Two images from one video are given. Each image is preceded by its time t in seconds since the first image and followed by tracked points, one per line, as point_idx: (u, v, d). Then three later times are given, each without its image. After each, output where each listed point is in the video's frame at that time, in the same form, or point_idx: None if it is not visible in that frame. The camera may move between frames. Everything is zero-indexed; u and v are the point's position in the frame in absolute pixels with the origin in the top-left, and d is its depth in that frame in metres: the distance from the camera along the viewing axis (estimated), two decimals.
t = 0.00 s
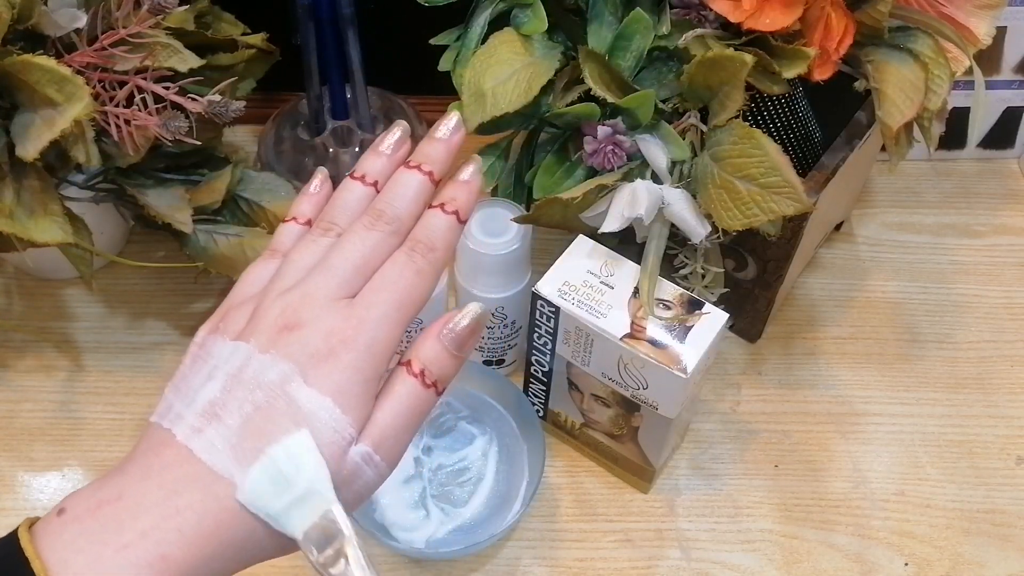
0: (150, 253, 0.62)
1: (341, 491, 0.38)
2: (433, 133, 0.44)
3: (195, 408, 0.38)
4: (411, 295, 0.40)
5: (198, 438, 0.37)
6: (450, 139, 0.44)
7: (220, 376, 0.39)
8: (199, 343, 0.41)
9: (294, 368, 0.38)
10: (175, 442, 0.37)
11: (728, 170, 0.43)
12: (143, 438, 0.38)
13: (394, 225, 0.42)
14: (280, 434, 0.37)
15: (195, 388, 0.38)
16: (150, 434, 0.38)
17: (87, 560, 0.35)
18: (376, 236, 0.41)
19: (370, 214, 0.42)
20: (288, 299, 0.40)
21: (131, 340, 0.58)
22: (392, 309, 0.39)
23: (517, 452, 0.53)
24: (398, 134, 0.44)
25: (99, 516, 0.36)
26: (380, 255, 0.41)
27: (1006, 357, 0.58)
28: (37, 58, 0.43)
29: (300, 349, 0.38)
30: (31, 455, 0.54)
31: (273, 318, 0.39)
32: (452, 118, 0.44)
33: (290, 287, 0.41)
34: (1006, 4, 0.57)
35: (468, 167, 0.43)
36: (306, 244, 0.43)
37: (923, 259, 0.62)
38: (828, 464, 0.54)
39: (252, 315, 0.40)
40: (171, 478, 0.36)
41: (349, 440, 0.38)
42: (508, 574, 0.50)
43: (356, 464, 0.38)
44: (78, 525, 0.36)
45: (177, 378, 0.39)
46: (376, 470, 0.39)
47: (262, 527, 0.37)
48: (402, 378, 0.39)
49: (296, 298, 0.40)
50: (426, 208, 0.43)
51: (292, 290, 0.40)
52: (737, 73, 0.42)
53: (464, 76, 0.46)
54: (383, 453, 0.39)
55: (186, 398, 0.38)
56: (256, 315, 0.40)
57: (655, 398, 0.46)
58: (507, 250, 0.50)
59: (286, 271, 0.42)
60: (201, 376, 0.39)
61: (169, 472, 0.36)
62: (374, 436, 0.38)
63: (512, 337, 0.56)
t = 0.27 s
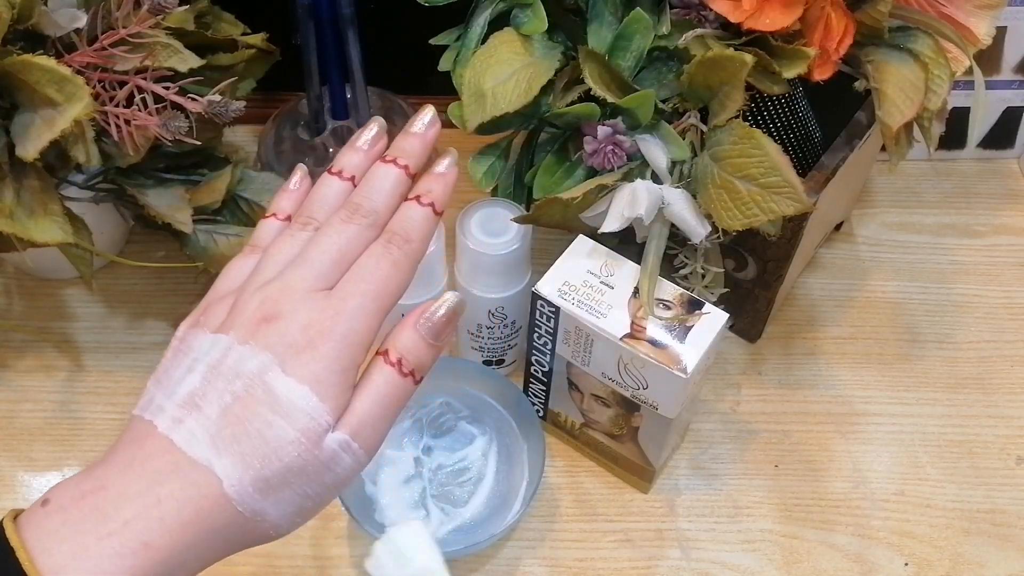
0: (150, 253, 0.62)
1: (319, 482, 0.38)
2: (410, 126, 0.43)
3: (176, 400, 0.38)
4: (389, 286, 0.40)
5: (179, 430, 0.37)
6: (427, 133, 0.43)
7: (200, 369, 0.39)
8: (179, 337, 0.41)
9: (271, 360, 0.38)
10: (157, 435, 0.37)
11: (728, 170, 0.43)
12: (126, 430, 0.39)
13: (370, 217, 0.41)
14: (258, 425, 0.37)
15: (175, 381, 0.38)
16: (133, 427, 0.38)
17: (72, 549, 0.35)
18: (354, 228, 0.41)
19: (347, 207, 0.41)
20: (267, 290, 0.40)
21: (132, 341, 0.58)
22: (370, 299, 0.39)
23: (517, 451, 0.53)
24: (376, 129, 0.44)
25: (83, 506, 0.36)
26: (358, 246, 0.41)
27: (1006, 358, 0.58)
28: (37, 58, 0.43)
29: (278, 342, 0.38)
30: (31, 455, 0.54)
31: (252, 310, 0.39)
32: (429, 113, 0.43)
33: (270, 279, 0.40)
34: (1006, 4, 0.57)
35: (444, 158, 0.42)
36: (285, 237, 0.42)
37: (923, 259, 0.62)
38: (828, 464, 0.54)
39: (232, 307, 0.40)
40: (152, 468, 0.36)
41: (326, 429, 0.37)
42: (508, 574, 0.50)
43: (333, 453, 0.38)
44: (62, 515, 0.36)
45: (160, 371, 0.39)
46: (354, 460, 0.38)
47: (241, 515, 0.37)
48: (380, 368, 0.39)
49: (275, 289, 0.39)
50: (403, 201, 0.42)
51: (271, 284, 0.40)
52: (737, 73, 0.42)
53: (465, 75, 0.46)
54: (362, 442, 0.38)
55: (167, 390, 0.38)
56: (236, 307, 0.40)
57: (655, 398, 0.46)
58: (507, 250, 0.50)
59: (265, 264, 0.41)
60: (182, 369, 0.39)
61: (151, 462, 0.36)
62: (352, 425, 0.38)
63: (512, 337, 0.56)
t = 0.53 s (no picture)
0: (150, 253, 0.62)
1: (269, 516, 0.41)
2: (406, 163, 0.42)
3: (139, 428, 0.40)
4: (361, 337, 0.41)
5: (140, 460, 0.39)
6: (423, 176, 0.42)
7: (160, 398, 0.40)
8: (134, 337, 0.41)
9: (242, 409, 0.39)
10: (117, 460, 0.39)
11: (728, 170, 0.43)
12: (82, 440, 0.40)
13: (351, 260, 0.41)
14: (220, 470, 0.39)
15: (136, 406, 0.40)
16: (90, 439, 0.40)
17: (31, 569, 0.37)
18: (335, 270, 0.41)
19: (330, 243, 0.41)
20: (240, 324, 0.40)
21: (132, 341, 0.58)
22: (342, 353, 0.40)
23: (518, 451, 0.53)
24: (370, 152, 0.43)
25: (40, 525, 0.38)
26: (336, 288, 0.41)
27: (1006, 357, 0.58)
28: (37, 58, 0.43)
29: (249, 389, 0.39)
30: (31, 455, 0.54)
31: (224, 344, 0.40)
32: (429, 154, 0.42)
33: (241, 310, 0.41)
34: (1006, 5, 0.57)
35: (432, 203, 0.42)
36: (258, 255, 0.42)
37: (923, 259, 0.62)
38: (828, 465, 0.54)
39: (200, 332, 0.41)
40: (112, 498, 0.38)
41: (283, 478, 0.40)
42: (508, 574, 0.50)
43: (286, 496, 0.40)
44: (19, 533, 0.38)
45: (115, 381, 0.41)
46: (303, 498, 0.41)
47: (194, 541, 0.40)
48: (340, 418, 0.41)
49: (249, 327, 0.40)
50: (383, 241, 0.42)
51: (244, 316, 0.41)
52: (737, 73, 0.42)
53: (465, 76, 0.46)
54: (313, 485, 0.41)
55: (131, 413, 0.40)
56: (205, 336, 0.41)
57: (655, 398, 0.46)
58: (507, 250, 0.50)
59: (235, 284, 0.41)
60: (143, 392, 0.40)
61: (107, 488, 0.39)
62: (307, 472, 0.41)
63: (512, 337, 0.56)
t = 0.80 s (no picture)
0: (150, 253, 0.62)
1: None
2: (333, 242, 0.45)
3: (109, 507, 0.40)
4: (306, 402, 0.43)
5: (114, 538, 0.40)
6: (349, 250, 0.44)
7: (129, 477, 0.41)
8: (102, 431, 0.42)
9: (204, 478, 0.41)
10: (91, 540, 0.40)
11: (728, 170, 0.43)
12: (56, 528, 0.40)
13: (293, 332, 0.43)
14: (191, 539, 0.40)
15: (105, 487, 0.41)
16: (63, 526, 0.40)
17: None
18: (277, 344, 0.43)
19: (271, 320, 0.43)
20: (195, 404, 0.42)
21: (132, 340, 0.58)
22: (291, 419, 0.42)
23: (518, 451, 0.53)
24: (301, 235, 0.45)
25: None
26: (278, 361, 0.43)
27: (1006, 357, 0.58)
28: (37, 58, 0.43)
29: (209, 461, 0.41)
30: (31, 455, 0.54)
31: (182, 424, 0.42)
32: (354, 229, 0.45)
33: (196, 391, 0.43)
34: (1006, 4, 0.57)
35: (365, 273, 0.45)
36: (207, 339, 0.44)
37: (924, 259, 0.62)
38: (828, 465, 0.54)
39: (159, 415, 0.42)
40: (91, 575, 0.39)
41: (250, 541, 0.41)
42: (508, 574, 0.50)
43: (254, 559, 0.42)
44: None
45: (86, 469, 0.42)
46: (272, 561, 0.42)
47: None
48: (294, 478, 0.43)
49: (203, 406, 0.42)
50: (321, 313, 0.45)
51: (199, 396, 0.42)
52: (737, 73, 0.42)
53: (464, 76, 0.46)
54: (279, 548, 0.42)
55: (99, 495, 0.41)
56: (164, 419, 0.42)
57: (655, 398, 0.46)
58: (507, 250, 0.50)
59: (189, 367, 0.43)
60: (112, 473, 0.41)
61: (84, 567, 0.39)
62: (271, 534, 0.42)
63: (511, 337, 0.56)
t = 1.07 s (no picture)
0: (150, 253, 0.62)
1: None
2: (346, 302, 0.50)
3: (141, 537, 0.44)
4: (322, 446, 0.47)
5: (145, 565, 0.43)
6: (359, 311, 0.50)
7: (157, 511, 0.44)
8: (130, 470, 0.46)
9: (229, 512, 0.44)
10: (124, 568, 0.43)
11: (728, 170, 0.43)
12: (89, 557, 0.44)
13: (308, 383, 0.48)
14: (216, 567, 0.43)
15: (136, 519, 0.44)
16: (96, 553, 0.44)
17: None
18: (295, 393, 0.48)
19: (290, 372, 0.48)
20: (220, 446, 0.46)
21: (132, 340, 0.58)
22: (308, 461, 0.47)
23: (518, 451, 0.53)
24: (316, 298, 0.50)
25: None
26: (295, 410, 0.48)
27: (1006, 357, 0.58)
28: (37, 58, 0.43)
29: (233, 497, 0.45)
30: (31, 455, 0.54)
31: (208, 464, 0.46)
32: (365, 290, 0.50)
33: (221, 434, 0.47)
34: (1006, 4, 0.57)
35: (372, 332, 0.50)
36: (231, 390, 0.48)
37: (924, 259, 0.62)
38: (828, 465, 0.54)
39: (187, 455, 0.46)
40: None
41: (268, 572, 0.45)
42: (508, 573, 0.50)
43: None
44: None
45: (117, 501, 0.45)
46: None
47: None
48: (308, 515, 0.47)
49: (229, 447, 0.46)
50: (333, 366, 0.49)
51: (223, 439, 0.47)
52: (737, 73, 0.42)
53: (464, 76, 0.46)
54: None
55: (130, 527, 0.44)
56: (192, 459, 0.46)
57: (655, 398, 0.46)
58: (507, 250, 0.50)
59: (215, 415, 0.48)
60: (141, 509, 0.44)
61: None
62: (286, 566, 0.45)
63: (511, 337, 0.56)
